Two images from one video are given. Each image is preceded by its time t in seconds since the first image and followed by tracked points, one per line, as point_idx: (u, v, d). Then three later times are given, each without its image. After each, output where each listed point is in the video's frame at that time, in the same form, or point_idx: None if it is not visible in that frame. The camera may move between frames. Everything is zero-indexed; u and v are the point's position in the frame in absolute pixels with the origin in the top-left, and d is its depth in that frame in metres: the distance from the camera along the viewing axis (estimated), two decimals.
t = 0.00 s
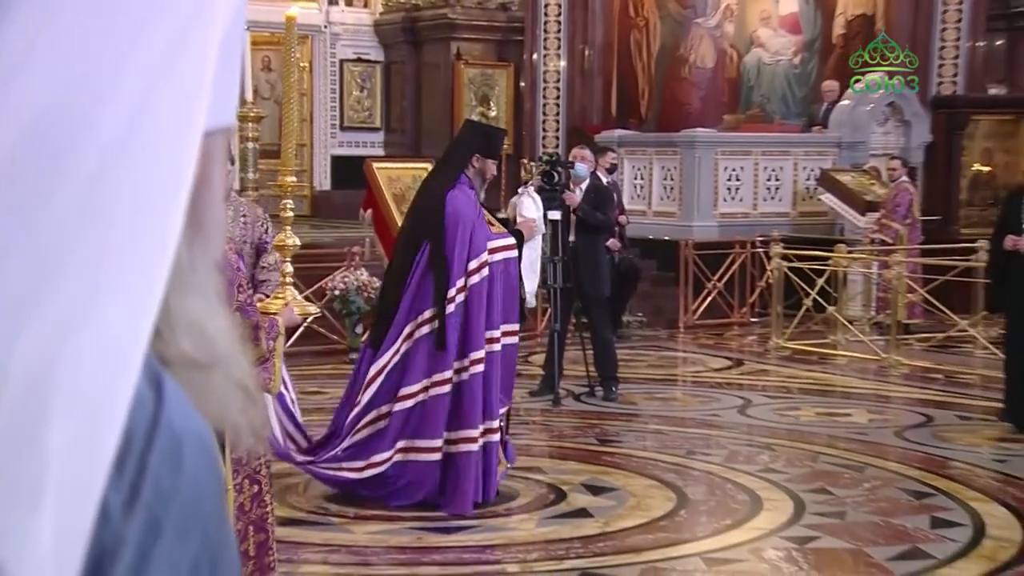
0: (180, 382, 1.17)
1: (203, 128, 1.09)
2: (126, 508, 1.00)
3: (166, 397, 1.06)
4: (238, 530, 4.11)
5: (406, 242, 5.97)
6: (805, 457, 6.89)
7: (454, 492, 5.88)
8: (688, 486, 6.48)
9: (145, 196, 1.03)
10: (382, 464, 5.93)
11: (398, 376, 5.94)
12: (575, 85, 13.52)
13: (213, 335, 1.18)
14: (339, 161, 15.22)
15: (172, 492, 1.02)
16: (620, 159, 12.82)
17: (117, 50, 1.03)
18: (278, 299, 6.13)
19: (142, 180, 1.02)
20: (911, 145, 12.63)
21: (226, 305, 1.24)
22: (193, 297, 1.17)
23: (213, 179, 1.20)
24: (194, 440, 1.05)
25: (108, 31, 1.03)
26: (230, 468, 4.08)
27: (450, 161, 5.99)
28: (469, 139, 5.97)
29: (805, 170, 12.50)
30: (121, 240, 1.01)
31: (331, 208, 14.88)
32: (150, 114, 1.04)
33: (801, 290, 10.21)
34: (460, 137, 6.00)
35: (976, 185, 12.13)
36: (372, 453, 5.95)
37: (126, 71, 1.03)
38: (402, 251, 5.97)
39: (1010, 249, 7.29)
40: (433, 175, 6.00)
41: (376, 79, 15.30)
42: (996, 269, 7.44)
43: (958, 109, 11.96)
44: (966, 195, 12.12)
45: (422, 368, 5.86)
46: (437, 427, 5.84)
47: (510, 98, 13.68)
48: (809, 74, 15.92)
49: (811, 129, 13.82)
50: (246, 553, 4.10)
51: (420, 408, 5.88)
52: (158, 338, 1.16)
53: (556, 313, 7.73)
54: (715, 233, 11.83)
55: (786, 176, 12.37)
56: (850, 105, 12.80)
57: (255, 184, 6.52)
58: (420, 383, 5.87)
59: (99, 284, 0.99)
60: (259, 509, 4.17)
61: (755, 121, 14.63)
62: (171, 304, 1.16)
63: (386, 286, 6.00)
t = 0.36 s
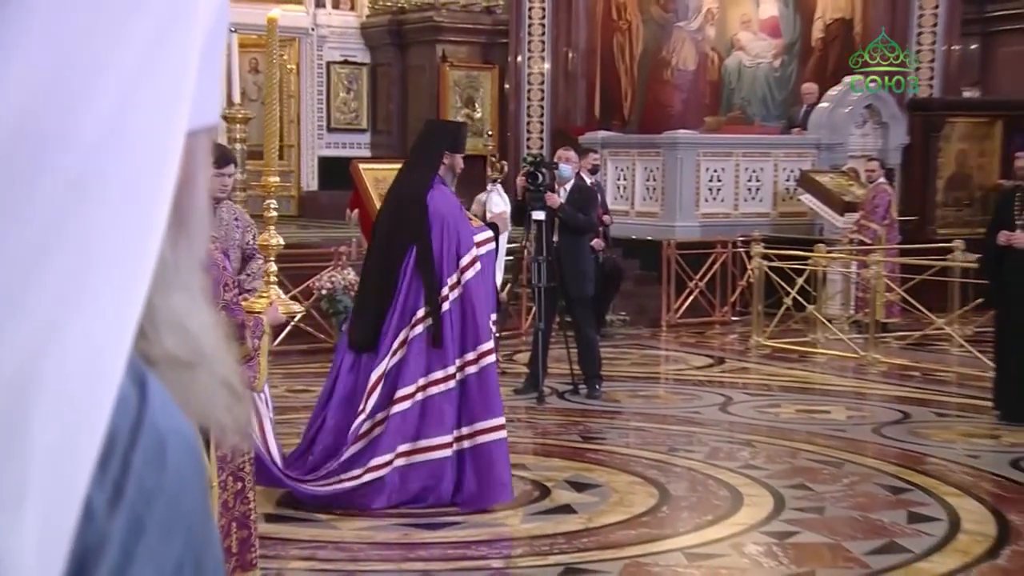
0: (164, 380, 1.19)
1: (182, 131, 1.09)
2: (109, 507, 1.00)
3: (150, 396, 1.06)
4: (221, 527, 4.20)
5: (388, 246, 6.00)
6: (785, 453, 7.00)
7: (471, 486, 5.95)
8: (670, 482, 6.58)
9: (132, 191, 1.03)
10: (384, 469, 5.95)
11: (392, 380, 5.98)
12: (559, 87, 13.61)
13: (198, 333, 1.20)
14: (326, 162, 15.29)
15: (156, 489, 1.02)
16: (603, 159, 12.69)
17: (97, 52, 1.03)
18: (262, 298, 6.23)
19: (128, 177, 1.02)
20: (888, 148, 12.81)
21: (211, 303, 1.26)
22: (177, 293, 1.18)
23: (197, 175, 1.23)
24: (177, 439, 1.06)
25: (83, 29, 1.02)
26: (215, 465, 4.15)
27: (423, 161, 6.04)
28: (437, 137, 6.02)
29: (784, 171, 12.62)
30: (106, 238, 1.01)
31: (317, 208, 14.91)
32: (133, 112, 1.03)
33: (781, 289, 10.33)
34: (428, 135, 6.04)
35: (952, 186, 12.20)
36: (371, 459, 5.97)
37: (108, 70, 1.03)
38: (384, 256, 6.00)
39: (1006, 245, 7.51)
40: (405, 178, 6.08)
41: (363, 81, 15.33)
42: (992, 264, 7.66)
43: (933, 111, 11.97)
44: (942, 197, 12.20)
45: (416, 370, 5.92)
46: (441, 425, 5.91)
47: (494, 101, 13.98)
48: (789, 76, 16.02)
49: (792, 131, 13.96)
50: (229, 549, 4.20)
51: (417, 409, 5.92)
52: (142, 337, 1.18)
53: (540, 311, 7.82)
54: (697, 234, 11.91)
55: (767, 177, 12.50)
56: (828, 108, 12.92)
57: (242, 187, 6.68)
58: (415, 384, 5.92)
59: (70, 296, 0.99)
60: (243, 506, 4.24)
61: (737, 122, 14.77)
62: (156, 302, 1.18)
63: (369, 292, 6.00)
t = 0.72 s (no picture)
0: (146, 377, 1.27)
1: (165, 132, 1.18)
2: (92, 505, 1.10)
3: (132, 400, 1.15)
4: (207, 524, 4.28)
5: (364, 250, 6.04)
6: (765, 450, 7.12)
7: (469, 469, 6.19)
8: (652, 479, 6.69)
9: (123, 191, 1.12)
10: (392, 468, 6.00)
11: (381, 381, 6.06)
12: (543, 90, 13.71)
13: (180, 334, 1.28)
14: (314, 164, 15.37)
15: (139, 488, 1.12)
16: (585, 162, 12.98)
17: (84, 52, 1.11)
18: (246, 301, 6.31)
19: (115, 185, 1.11)
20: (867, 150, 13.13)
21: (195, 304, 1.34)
22: (160, 292, 1.27)
23: (180, 177, 1.31)
24: (159, 439, 1.15)
25: (73, 30, 1.11)
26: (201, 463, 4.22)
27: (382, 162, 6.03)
28: (395, 136, 5.99)
29: (765, 173, 12.71)
30: (98, 239, 1.10)
31: (304, 210, 15.01)
32: (122, 102, 1.12)
33: (762, 289, 10.46)
34: (384, 136, 6.00)
35: (929, 187, 12.43)
36: (375, 461, 6.01)
37: (94, 69, 1.11)
38: (361, 261, 6.04)
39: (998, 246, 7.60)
40: (369, 181, 6.06)
41: (349, 84, 15.36)
42: (982, 264, 7.74)
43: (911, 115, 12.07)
44: (920, 197, 12.35)
45: (406, 368, 6.02)
46: (437, 416, 6.08)
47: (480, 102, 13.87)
48: (770, 79, 16.17)
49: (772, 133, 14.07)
50: (215, 547, 4.28)
51: (414, 404, 6.05)
52: (125, 338, 1.26)
53: (525, 312, 7.90)
54: (680, 234, 12.01)
55: (748, 179, 12.60)
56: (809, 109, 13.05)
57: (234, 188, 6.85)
58: (408, 379, 6.03)
59: (53, 297, 1.08)
60: (229, 505, 4.30)
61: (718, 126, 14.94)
62: (138, 303, 1.26)
63: (349, 299, 6.02)
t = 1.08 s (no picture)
0: (129, 374, 1.34)
1: (146, 138, 1.18)
2: (77, 501, 1.12)
3: (117, 400, 1.18)
4: (196, 521, 4.35)
5: (354, 250, 6.10)
6: (747, 447, 7.22)
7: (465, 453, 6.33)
8: (636, 476, 6.79)
9: (106, 201, 1.12)
10: (399, 460, 6.09)
11: (380, 375, 6.10)
12: (529, 91, 13.73)
13: (165, 333, 1.35)
14: (302, 166, 15.45)
15: (120, 485, 1.15)
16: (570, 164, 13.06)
17: (71, 54, 1.11)
18: (234, 301, 6.42)
19: (98, 193, 1.12)
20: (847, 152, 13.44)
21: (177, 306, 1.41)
22: (145, 291, 1.33)
23: (164, 178, 1.35)
24: (143, 438, 1.18)
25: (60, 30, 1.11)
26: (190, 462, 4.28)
27: (370, 162, 6.07)
28: (384, 136, 6.02)
29: (747, 175, 12.79)
30: (87, 243, 1.11)
31: (292, 211, 15.09)
32: (100, 114, 1.12)
33: (744, 289, 10.58)
34: (372, 138, 6.02)
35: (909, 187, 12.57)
36: (381, 454, 6.09)
37: (80, 79, 1.12)
38: (354, 259, 6.11)
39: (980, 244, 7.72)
40: (357, 183, 6.10)
41: (337, 87, 15.43)
42: (964, 264, 7.86)
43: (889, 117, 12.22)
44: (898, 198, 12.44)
45: (407, 362, 6.11)
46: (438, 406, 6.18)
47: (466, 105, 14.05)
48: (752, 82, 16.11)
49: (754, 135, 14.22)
50: (204, 543, 4.35)
51: (416, 397, 6.12)
52: (110, 336, 1.33)
53: (512, 311, 8.05)
54: (663, 235, 12.08)
55: (729, 181, 12.69)
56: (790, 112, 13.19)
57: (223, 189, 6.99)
58: (411, 372, 6.11)
59: (37, 298, 1.08)
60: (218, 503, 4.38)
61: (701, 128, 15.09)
62: (123, 302, 1.32)
63: (344, 297, 6.09)
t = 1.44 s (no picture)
0: (120, 373, 1.35)
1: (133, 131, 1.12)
2: (62, 504, 1.06)
3: (101, 399, 1.12)
4: (185, 518, 4.43)
5: (348, 253, 6.19)
6: (729, 445, 7.34)
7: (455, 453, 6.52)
8: (620, 474, 6.89)
9: (91, 192, 1.06)
10: (397, 460, 6.18)
11: (377, 376, 6.21)
12: (513, 94, 13.92)
13: (152, 331, 1.36)
14: (290, 167, 15.55)
15: (105, 485, 1.09)
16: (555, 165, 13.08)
17: (57, 37, 1.05)
18: (222, 301, 6.52)
19: (87, 183, 1.06)
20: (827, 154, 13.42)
21: (164, 304, 1.41)
22: (129, 293, 1.33)
23: (149, 182, 1.35)
24: (128, 437, 1.13)
25: (40, 20, 1.04)
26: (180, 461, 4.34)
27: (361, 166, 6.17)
28: (375, 139, 6.11)
29: (729, 177, 12.91)
30: (69, 238, 1.04)
31: (282, 212, 15.19)
32: (87, 109, 1.06)
33: (726, 289, 10.71)
34: (363, 142, 6.12)
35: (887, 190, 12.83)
36: (379, 455, 6.20)
37: (66, 64, 1.05)
38: (348, 264, 6.18)
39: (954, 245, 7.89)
40: (350, 186, 6.19)
41: (325, 89, 15.57)
42: (940, 264, 8.02)
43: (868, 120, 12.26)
44: (877, 200, 12.79)
45: (404, 363, 6.20)
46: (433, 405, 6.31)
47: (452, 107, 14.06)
48: (734, 84, 16.14)
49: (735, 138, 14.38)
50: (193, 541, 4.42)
51: (412, 398, 6.23)
52: (97, 335, 1.34)
53: (497, 311, 8.13)
54: (647, 236, 12.22)
55: (711, 183, 12.84)
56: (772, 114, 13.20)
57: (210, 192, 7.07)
58: (407, 374, 6.20)
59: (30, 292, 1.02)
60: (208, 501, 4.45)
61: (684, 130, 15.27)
62: (109, 301, 1.33)
63: (340, 302, 6.16)
